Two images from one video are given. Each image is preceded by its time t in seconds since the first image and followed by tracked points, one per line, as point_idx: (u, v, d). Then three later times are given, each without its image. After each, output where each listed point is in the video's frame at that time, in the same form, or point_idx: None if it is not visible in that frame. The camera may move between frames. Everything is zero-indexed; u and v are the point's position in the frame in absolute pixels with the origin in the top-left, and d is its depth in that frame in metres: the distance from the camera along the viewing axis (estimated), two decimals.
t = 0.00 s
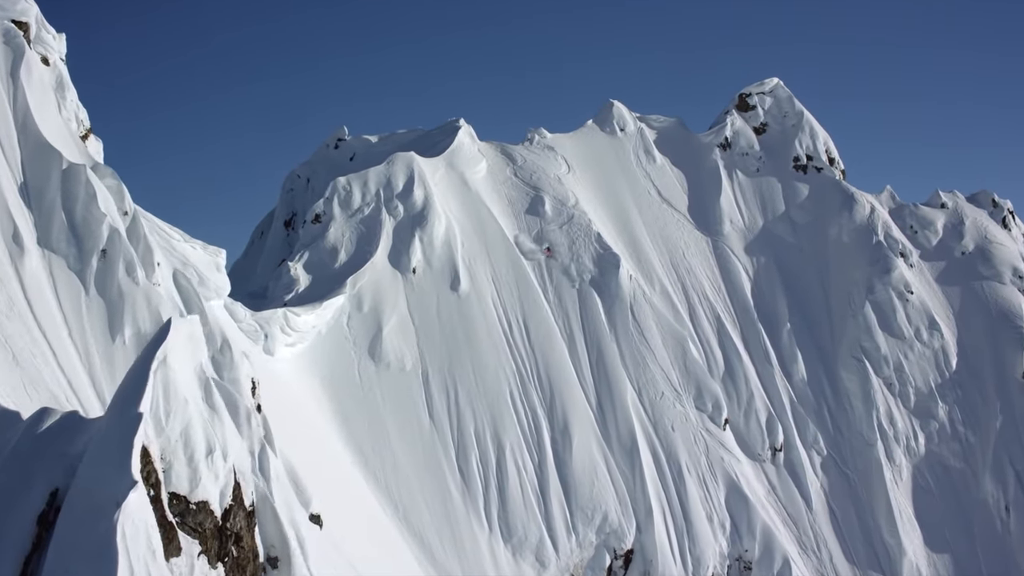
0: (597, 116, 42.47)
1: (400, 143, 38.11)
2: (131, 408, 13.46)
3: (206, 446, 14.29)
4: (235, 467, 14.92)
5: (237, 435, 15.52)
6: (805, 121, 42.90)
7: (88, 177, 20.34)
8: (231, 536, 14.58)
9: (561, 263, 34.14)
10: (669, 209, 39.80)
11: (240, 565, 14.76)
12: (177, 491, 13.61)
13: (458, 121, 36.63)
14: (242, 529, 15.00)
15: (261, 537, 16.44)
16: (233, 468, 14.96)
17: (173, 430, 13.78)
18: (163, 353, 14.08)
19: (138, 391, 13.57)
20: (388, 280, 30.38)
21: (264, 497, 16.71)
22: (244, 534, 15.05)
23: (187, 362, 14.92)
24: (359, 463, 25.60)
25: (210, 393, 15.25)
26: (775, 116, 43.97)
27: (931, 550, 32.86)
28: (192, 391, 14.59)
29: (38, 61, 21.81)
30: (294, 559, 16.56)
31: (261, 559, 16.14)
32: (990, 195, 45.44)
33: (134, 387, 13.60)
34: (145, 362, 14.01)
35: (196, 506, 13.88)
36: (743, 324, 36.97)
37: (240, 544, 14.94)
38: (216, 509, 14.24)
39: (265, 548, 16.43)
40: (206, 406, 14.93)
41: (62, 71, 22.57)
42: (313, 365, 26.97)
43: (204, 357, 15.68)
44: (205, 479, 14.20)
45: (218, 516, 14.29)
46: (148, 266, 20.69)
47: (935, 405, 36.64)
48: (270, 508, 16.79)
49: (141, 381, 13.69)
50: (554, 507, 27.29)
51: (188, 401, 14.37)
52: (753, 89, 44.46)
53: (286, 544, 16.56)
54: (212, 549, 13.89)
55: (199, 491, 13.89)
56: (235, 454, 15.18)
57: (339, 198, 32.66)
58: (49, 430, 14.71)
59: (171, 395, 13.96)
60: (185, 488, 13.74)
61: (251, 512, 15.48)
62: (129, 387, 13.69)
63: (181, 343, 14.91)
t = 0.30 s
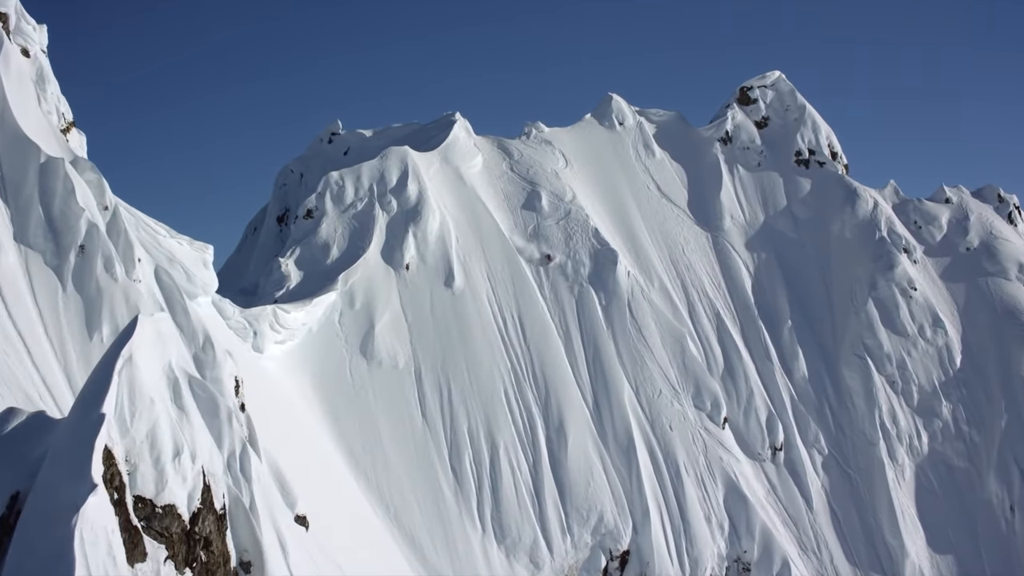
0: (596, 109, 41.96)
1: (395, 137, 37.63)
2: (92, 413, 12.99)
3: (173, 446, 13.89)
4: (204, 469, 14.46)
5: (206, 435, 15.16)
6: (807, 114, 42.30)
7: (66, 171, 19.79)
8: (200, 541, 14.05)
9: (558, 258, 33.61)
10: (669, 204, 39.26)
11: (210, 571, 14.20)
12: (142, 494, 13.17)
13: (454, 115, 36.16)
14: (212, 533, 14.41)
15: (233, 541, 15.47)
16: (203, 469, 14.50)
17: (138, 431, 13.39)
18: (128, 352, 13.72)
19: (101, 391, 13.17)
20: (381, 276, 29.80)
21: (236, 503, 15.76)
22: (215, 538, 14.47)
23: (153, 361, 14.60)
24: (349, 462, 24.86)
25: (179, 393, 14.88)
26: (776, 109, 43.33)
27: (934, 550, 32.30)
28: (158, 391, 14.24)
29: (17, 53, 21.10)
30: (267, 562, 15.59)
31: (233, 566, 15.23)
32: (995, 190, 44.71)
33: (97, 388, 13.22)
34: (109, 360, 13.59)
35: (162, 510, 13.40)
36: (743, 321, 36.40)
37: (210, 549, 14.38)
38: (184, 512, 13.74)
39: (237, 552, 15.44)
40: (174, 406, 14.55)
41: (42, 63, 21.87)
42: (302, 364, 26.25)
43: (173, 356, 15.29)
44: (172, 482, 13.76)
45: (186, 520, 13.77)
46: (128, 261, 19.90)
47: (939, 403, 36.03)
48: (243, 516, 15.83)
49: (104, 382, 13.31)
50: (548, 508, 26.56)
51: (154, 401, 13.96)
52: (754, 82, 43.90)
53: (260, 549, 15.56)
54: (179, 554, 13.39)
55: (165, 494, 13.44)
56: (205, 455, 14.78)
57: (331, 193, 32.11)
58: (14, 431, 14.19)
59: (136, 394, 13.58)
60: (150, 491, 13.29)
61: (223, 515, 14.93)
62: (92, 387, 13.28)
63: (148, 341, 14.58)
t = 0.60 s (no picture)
0: (599, 101, 41.27)
1: (392, 129, 37.07)
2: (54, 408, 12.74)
3: (136, 446, 13.48)
4: (170, 469, 14.07)
5: (172, 433, 14.75)
6: (814, 105, 41.49)
7: (43, 160, 18.27)
8: (165, 545, 13.60)
9: (558, 251, 33.00)
10: (672, 197, 38.57)
11: None
12: (103, 497, 12.78)
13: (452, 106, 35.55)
14: (178, 536, 13.98)
15: (203, 545, 14.85)
16: (168, 469, 14.11)
17: (99, 430, 12.97)
18: (88, 349, 13.33)
19: (60, 390, 12.80)
20: (376, 270, 29.21)
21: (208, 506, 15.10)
22: (181, 541, 13.99)
23: (117, 359, 14.16)
24: (342, 460, 24.34)
25: (144, 391, 14.43)
26: (783, 100, 42.53)
27: (943, 550, 31.63)
28: (121, 389, 13.79)
29: None
30: (240, 566, 14.97)
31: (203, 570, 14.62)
32: (1007, 182, 43.79)
33: (56, 385, 12.82)
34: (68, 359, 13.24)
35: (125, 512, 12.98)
36: (747, 316, 35.74)
37: (176, 552, 13.92)
38: (147, 515, 13.32)
39: (207, 556, 14.85)
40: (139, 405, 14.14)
41: (22, 50, 21.27)
42: (295, 360, 25.68)
43: (138, 353, 14.82)
44: (135, 484, 13.34)
45: (151, 523, 13.34)
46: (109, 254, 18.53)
47: (947, 400, 35.32)
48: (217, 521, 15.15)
49: (62, 380, 12.90)
50: (546, 508, 25.95)
51: (117, 400, 13.55)
52: (760, 73, 43.14)
53: (231, 552, 14.97)
54: (142, 558, 12.98)
55: (127, 496, 13.01)
56: (172, 453, 14.39)
57: (326, 185, 31.52)
58: None
59: (97, 393, 13.18)
60: (112, 493, 12.89)
61: (191, 517, 14.50)
62: (51, 385, 12.93)
63: (111, 338, 14.17)
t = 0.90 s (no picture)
0: (604, 91, 40.69)
1: (394, 120, 36.61)
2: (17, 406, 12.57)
3: (104, 446, 13.19)
4: (141, 468, 13.84)
5: (145, 430, 14.51)
6: (824, 95, 40.78)
7: (24, 151, 17.12)
8: (135, 546, 13.31)
9: (561, 244, 32.46)
10: (678, 188, 37.95)
11: None
12: (69, 497, 12.50)
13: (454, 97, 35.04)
14: (149, 538, 13.65)
15: (177, 547, 14.35)
16: (138, 468, 13.88)
17: (64, 429, 12.69)
18: (53, 345, 13.17)
19: (23, 388, 12.58)
20: (375, 263, 28.76)
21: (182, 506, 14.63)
22: (153, 542, 13.68)
23: (85, 354, 13.91)
24: (339, 457, 23.94)
25: (113, 387, 14.11)
26: (792, 90, 41.83)
27: (954, 549, 31.01)
28: (89, 387, 13.52)
29: None
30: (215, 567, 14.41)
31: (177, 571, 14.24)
32: (1021, 173, 42.96)
33: (20, 383, 12.68)
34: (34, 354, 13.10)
35: (92, 513, 12.72)
36: (754, 309, 35.14)
37: (148, 554, 13.61)
38: (116, 516, 13.05)
39: (182, 558, 14.33)
40: (107, 403, 13.88)
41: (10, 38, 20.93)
42: (291, 354, 25.28)
43: (108, 348, 14.50)
44: (104, 484, 13.07)
45: (120, 524, 13.08)
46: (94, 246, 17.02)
47: (958, 395, 34.66)
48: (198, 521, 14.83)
49: (27, 377, 12.73)
50: (547, 505, 25.45)
51: (84, 397, 13.25)
52: (768, 63, 42.47)
53: (205, 553, 14.40)
54: (110, 560, 12.79)
55: (94, 496, 12.75)
56: (142, 451, 14.16)
57: (325, 177, 31.06)
58: None
59: (63, 390, 12.92)
60: (79, 494, 12.62)
61: (164, 517, 14.18)
62: (16, 381, 12.81)
63: (79, 333, 13.95)
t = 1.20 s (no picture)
0: (610, 81, 40.06)
1: (397, 110, 36.14)
2: None
3: (70, 443, 13.68)
4: (109, 466, 14.19)
5: (118, 425, 14.79)
6: (835, 84, 40.01)
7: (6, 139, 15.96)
8: (103, 547, 13.77)
9: (565, 236, 31.94)
10: (685, 179, 37.30)
11: None
12: (33, 497, 13.11)
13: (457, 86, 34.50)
14: (118, 539, 14.01)
15: (149, 547, 14.62)
16: (108, 467, 14.26)
17: (28, 427, 13.23)
18: (15, 341, 13.47)
19: None
20: (375, 255, 28.30)
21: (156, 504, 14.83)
22: (122, 544, 14.04)
23: (53, 349, 14.21)
24: (337, 453, 23.50)
25: (81, 382, 14.36)
26: (803, 79, 41.07)
27: (965, 547, 30.39)
28: (55, 383, 13.91)
29: None
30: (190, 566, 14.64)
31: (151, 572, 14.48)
32: None
33: None
34: None
35: (58, 514, 13.31)
36: (763, 302, 34.52)
37: (118, 555, 13.99)
38: (82, 517, 13.54)
39: (154, 559, 14.59)
40: (77, 398, 14.24)
41: None
42: (289, 348, 24.89)
43: (76, 341, 14.59)
44: (70, 482, 13.57)
45: (86, 525, 13.60)
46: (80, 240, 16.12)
47: (971, 390, 34.00)
48: (179, 519, 15.20)
49: None
50: (548, 501, 24.98)
51: (49, 393, 13.69)
52: (779, 51, 41.67)
53: (179, 553, 14.64)
54: (74, 561, 13.36)
55: (58, 496, 13.30)
56: (112, 449, 14.49)
57: (325, 168, 30.62)
58: None
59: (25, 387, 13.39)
60: (43, 494, 13.19)
61: (136, 517, 14.46)
62: None
63: (47, 326, 14.17)
